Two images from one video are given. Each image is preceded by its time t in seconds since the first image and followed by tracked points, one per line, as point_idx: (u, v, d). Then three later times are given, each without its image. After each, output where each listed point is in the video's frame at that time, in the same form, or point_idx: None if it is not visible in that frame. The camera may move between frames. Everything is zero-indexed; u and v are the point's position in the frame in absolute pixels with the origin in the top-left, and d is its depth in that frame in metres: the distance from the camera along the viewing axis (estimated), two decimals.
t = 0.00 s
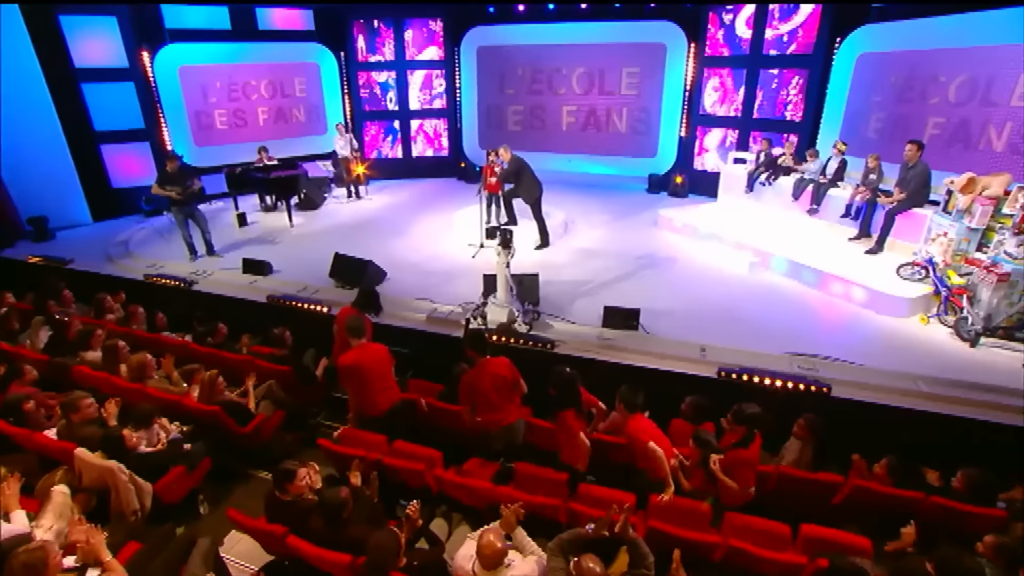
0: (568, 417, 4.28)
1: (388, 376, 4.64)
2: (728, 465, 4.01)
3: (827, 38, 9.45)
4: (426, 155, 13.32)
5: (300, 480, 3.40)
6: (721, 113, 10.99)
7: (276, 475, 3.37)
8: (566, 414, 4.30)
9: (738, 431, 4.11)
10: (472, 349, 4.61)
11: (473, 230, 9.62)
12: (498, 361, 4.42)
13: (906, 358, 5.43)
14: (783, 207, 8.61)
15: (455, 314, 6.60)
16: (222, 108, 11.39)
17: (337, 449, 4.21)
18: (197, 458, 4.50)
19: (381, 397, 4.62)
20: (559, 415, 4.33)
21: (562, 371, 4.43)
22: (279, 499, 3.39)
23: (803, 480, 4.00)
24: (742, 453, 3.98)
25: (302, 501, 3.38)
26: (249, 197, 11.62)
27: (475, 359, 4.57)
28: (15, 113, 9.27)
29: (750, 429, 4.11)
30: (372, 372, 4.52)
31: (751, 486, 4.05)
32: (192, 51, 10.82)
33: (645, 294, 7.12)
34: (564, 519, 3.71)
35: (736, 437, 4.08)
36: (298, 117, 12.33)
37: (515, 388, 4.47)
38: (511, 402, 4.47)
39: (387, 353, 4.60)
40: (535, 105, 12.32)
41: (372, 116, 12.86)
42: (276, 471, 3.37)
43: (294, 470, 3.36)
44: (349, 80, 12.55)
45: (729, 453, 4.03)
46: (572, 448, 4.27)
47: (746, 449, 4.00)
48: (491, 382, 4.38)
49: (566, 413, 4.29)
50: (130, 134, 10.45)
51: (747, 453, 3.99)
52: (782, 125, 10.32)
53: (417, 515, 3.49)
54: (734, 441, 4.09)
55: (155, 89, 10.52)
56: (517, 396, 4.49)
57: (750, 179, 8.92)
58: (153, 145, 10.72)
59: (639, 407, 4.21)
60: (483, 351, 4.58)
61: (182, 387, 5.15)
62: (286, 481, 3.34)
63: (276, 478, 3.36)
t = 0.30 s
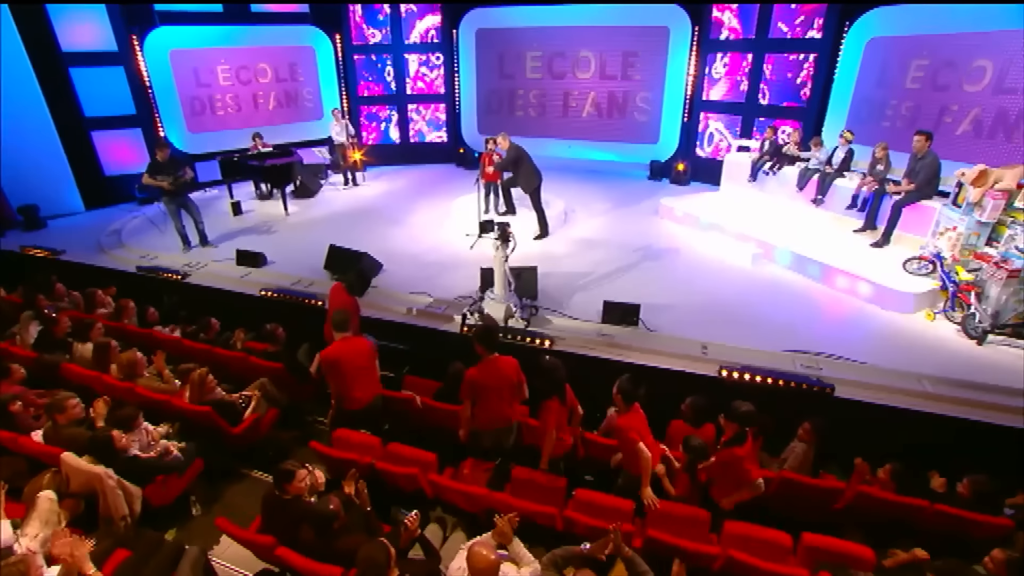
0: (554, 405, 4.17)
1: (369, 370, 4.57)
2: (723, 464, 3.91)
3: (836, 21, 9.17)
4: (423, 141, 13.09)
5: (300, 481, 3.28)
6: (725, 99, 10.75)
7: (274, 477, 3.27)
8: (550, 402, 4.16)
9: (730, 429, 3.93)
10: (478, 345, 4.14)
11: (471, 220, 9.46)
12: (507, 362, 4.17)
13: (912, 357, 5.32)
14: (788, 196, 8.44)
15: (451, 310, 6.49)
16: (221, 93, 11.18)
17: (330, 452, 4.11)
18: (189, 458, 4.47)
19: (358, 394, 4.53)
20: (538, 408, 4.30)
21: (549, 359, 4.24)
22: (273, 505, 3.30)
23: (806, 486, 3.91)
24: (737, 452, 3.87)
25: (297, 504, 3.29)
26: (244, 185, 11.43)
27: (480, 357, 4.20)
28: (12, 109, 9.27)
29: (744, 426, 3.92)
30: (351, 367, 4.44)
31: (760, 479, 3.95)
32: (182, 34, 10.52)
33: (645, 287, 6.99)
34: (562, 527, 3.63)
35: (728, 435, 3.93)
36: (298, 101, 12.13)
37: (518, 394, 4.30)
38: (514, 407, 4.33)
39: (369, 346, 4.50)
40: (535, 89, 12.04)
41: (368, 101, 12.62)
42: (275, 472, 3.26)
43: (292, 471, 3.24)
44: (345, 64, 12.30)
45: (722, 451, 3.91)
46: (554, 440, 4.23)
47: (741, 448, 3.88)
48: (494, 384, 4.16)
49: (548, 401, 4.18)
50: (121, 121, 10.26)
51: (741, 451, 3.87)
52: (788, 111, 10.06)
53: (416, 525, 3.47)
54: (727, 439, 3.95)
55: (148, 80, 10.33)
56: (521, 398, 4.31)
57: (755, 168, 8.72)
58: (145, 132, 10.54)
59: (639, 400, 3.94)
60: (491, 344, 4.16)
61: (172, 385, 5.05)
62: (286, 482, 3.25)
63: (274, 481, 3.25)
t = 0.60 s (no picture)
0: (543, 399, 4.01)
1: (339, 371, 4.60)
2: (718, 473, 3.81)
3: (848, 10, 8.93)
4: (423, 130, 12.88)
5: (295, 488, 3.21)
6: (731, 88, 10.52)
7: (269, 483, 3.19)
8: (538, 396, 3.99)
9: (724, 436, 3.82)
10: (478, 345, 4.02)
11: (470, 212, 9.30)
12: (506, 364, 4.05)
13: (920, 359, 5.20)
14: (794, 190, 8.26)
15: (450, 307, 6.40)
16: (212, 82, 10.95)
17: (323, 457, 4.03)
18: (181, 461, 4.40)
19: (322, 391, 4.60)
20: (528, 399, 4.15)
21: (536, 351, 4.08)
22: (262, 519, 3.26)
23: (812, 494, 3.82)
24: (731, 460, 3.76)
25: (289, 514, 3.21)
26: (241, 175, 11.28)
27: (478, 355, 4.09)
28: (4, 98, 9.08)
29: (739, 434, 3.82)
30: (318, 365, 4.48)
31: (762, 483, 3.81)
32: (177, 22, 10.39)
33: (648, 283, 6.86)
34: (560, 536, 3.55)
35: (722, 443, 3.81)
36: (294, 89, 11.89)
37: (515, 394, 4.13)
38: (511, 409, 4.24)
39: (339, 347, 4.52)
40: (537, 79, 11.82)
41: (367, 90, 12.37)
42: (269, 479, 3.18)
43: (287, 479, 3.17)
44: (344, 52, 12.01)
45: (715, 460, 3.79)
46: (534, 433, 4.09)
47: (736, 456, 3.77)
48: (491, 388, 4.08)
49: (537, 392, 4.01)
50: (116, 110, 10.09)
51: (736, 460, 3.75)
52: (796, 102, 9.84)
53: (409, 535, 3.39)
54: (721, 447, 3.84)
55: (142, 65, 10.13)
56: (516, 399, 4.14)
57: (761, 160, 8.46)
58: (141, 121, 10.37)
59: (631, 407, 4.00)
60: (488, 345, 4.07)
61: (166, 384, 4.95)
62: (280, 489, 3.19)
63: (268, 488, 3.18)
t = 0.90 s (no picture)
0: (528, 408, 3.93)
1: (314, 365, 4.66)
2: (704, 486, 3.73)
3: None
4: (422, 116, 12.62)
5: (276, 503, 3.12)
6: (737, 75, 10.26)
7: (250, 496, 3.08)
8: (523, 405, 3.91)
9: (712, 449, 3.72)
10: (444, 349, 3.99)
11: (469, 202, 9.12)
12: (475, 365, 3.96)
13: (927, 360, 5.07)
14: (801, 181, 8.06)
15: (447, 302, 6.27)
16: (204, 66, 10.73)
17: (313, 461, 3.91)
18: (170, 462, 4.29)
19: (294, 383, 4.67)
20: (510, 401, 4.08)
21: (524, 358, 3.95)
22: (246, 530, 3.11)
23: (816, 503, 3.71)
24: (717, 476, 3.65)
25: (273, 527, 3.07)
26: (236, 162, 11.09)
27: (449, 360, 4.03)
28: None
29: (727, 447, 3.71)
30: (294, 356, 4.58)
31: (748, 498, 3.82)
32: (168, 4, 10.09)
33: (650, 278, 6.70)
34: (556, 546, 3.45)
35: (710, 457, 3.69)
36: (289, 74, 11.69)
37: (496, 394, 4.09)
38: (488, 410, 4.13)
39: (310, 339, 4.57)
40: (539, 64, 11.55)
41: (365, 74, 12.10)
42: (250, 492, 3.09)
43: (268, 493, 3.07)
44: (341, 35, 11.79)
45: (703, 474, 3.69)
46: (523, 440, 4.03)
47: (722, 471, 3.66)
48: (464, 392, 3.97)
49: (524, 398, 3.89)
50: (107, 94, 9.88)
51: (721, 476, 3.65)
52: (805, 89, 9.59)
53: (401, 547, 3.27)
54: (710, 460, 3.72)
55: (133, 48, 9.90)
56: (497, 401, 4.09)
57: (767, 150, 8.26)
58: (133, 106, 10.18)
59: (621, 412, 3.94)
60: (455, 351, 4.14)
61: (156, 383, 4.87)
62: (260, 503, 3.08)
63: (249, 501, 3.07)
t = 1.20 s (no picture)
0: (524, 401, 3.77)
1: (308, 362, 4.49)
2: (693, 494, 3.62)
3: None
4: (422, 101, 12.37)
5: (250, 519, 2.97)
6: (743, 61, 9.96)
7: (220, 518, 2.97)
8: (519, 397, 3.76)
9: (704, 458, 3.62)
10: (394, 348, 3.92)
11: (468, 190, 8.94)
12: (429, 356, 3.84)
13: (935, 360, 4.95)
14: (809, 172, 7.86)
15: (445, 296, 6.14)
16: (199, 48, 10.51)
17: (304, 462, 3.81)
18: (160, 457, 4.18)
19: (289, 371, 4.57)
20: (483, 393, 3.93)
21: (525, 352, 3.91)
22: (230, 540, 2.98)
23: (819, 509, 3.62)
24: (705, 486, 3.54)
25: (260, 534, 2.97)
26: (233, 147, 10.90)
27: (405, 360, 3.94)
28: None
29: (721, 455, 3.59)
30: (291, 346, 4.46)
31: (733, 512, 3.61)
32: None
33: (652, 271, 6.56)
34: (552, 552, 3.37)
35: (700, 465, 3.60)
36: (285, 58, 11.47)
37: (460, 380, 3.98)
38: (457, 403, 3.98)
39: (305, 334, 4.42)
40: (541, 48, 11.28)
41: (363, 57, 11.80)
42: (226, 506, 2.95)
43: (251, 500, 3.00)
44: (338, 16, 11.45)
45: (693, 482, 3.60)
46: (521, 434, 3.86)
47: (711, 480, 3.54)
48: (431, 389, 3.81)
49: (518, 394, 3.76)
50: (99, 77, 9.67)
51: (710, 486, 3.52)
52: (814, 76, 9.33)
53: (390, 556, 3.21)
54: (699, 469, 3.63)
55: (125, 29, 9.67)
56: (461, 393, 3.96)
57: (773, 140, 8.00)
58: (126, 90, 9.97)
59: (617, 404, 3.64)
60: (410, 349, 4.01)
61: (146, 377, 4.78)
62: (234, 523, 2.97)
63: (220, 523, 2.95)
